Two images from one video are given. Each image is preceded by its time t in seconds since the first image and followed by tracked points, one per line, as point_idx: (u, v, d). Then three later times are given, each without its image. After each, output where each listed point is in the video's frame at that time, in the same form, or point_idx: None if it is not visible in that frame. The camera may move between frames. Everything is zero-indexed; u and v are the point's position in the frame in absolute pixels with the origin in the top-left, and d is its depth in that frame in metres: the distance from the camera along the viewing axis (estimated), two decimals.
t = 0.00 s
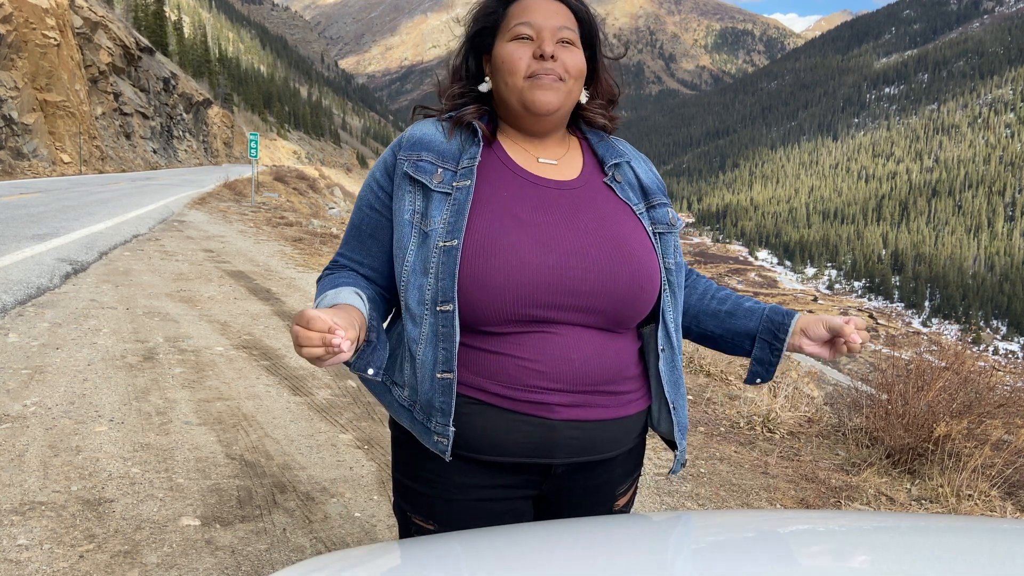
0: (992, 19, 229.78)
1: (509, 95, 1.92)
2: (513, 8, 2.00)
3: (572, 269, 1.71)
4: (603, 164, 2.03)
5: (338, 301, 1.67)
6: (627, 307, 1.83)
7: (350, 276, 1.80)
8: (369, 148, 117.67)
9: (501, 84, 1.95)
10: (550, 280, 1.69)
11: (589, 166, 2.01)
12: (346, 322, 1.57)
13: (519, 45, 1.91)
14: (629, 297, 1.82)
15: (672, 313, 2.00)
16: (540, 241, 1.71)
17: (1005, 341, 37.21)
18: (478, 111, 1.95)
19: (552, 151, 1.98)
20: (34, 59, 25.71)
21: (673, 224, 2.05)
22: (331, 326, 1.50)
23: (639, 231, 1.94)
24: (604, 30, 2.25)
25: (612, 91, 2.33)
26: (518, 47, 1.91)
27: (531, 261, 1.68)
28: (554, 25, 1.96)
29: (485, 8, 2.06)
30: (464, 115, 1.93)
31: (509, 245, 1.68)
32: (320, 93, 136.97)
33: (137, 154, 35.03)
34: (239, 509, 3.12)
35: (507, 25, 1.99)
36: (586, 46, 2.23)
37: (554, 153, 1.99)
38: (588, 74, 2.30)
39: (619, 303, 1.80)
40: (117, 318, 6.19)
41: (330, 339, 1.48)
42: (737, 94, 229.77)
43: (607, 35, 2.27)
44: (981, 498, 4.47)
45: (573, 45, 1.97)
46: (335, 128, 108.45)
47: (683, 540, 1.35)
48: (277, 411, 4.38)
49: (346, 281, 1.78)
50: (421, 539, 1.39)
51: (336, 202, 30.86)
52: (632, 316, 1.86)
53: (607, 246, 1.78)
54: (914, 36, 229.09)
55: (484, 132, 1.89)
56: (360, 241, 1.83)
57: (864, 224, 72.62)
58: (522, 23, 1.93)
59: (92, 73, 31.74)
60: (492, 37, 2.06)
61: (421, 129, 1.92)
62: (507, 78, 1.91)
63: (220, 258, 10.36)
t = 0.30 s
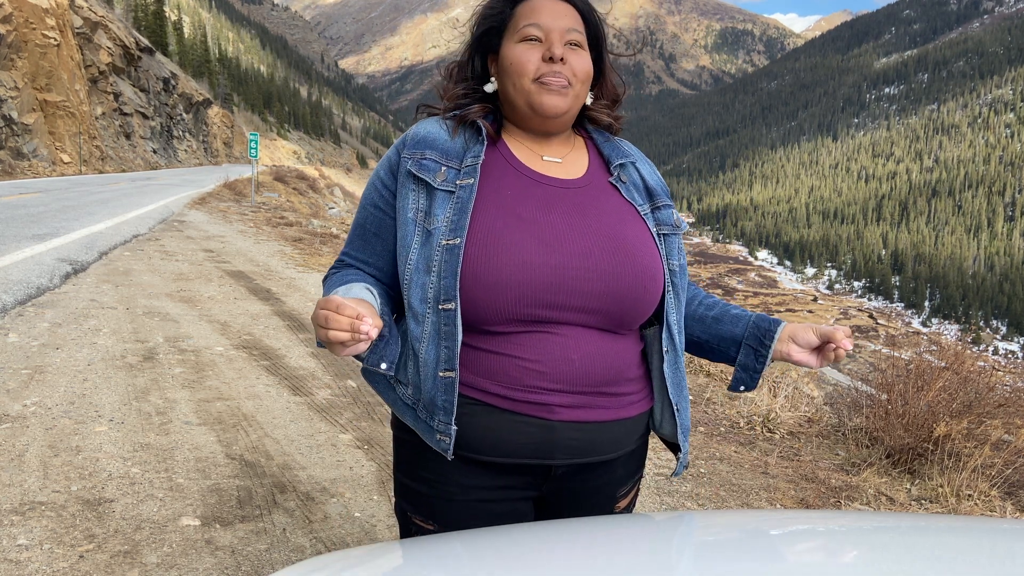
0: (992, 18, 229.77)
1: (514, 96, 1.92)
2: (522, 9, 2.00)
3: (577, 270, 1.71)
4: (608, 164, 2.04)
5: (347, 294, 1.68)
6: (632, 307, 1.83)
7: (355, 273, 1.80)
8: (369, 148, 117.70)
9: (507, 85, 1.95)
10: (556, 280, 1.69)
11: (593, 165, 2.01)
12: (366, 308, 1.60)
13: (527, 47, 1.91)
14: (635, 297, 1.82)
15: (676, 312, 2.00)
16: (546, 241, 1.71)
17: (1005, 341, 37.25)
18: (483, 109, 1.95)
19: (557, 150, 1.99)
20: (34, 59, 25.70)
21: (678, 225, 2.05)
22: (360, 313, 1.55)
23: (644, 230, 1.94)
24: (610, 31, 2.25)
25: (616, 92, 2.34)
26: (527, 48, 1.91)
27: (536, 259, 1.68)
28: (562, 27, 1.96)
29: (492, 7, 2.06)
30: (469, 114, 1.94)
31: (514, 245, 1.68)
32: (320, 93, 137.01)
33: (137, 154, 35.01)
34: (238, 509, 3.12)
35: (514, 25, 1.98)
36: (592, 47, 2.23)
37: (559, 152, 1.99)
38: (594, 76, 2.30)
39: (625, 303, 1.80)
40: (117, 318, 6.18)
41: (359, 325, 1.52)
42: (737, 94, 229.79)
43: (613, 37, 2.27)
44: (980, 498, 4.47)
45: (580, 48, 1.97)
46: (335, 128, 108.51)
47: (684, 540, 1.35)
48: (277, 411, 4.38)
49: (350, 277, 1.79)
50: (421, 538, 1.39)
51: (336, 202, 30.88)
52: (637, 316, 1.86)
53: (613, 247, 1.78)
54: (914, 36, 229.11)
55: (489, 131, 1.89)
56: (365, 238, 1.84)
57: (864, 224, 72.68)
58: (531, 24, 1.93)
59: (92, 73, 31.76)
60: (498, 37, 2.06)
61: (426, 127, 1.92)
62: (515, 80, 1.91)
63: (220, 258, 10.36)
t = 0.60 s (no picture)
0: (992, 19, 229.78)
1: (520, 99, 1.92)
2: (528, 8, 1.99)
3: (581, 272, 1.71)
4: (613, 165, 2.04)
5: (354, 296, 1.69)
6: (637, 310, 1.83)
7: (359, 274, 1.80)
8: (369, 148, 117.66)
9: (513, 86, 1.94)
10: (561, 283, 1.69)
11: (598, 166, 2.02)
12: (371, 311, 1.59)
13: (533, 48, 1.91)
14: (639, 299, 1.82)
15: (680, 314, 2.00)
16: (551, 242, 1.71)
17: (1005, 341, 37.30)
18: (489, 109, 1.95)
19: (562, 151, 2.00)
20: (34, 59, 25.70)
21: (682, 227, 2.06)
22: (365, 318, 1.54)
23: (649, 232, 1.94)
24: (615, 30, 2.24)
25: (621, 92, 2.34)
26: (534, 50, 1.90)
27: (542, 260, 1.68)
28: (569, 26, 1.95)
29: (498, 7, 2.06)
30: (474, 113, 1.93)
31: (519, 247, 1.68)
32: (320, 93, 137.07)
33: (137, 154, 35.01)
34: (238, 509, 3.12)
35: (521, 25, 1.98)
36: (597, 47, 2.23)
37: (564, 152, 2.00)
38: (599, 75, 2.30)
39: (630, 305, 1.80)
40: (117, 318, 6.18)
41: (365, 331, 1.52)
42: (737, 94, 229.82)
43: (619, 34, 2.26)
44: (981, 498, 4.47)
45: (586, 48, 1.97)
46: (335, 128, 108.49)
47: (687, 539, 1.35)
48: (277, 410, 4.38)
49: (354, 277, 1.79)
50: (423, 538, 1.39)
51: (336, 202, 30.88)
52: (641, 317, 1.86)
53: (617, 249, 1.79)
54: (914, 36, 229.15)
55: (494, 131, 1.89)
56: (369, 239, 1.84)
57: (864, 224, 72.69)
58: (537, 24, 1.92)
59: (91, 73, 31.76)
60: (504, 35, 2.05)
61: (430, 127, 1.92)
62: (521, 80, 1.90)
63: (220, 258, 10.36)
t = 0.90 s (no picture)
0: (992, 19, 229.80)
1: (523, 98, 1.92)
2: (533, 7, 1.98)
3: (585, 276, 1.71)
4: (618, 166, 2.04)
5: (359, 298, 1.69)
6: (642, 313, 1.83)
7: (363, 276, 1.80)
8: (369, 147, 117.63)
9: (515, 88, 1.94)
10: (565, 285, 1.69)
11: (603, 167, 2.01)
12: (374, 314, 1.59)
13: (537, 48, 1.90)
14: (644, 301, 1.82)
15: (684, 316, 2.00)
16: (556, 245, 1.71)
17: (1005, 341, 37.34)
18: (492, 111, 1.96)
19: (566, 152, 2.00)
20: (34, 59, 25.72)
21: (687, 228, 2.05)
22: (367, 322, 1.54)
23: (654, 234, 1.94)
24: (620, 30, 2.24)
25: (626, 92, 2.33)
26: (538, 50, 1.90)
27: (546, 263, 1.68)
28: (573, 27, 1.95)
29: (502, 7, 2.06)
30: (478, 114, 1.93)
31: (522, 249, 1.68)
32: (321, 93, 137.13)
33: (137, 154, 35.02)
34: (238, 509, 3.12)
35: (524, 26, 1.98)
36: (601, 47, 2.22)
37: (568, 154, 2.00)
38: (603, 75, 2.30)
39: (634, 307, 1.80)
40: (117, 318, 6.18)
41: (367, 336, 1.52)
42: (737, 94, 229.90)
43: (622, 35, 2.26)
44: (980, 498, 4.47)
45: (590, 49, 1.97)
46: (335, 127, 108.39)
47: (689, 538, 1.36)
48: (277, 411, 4.38)
49: (357, 279, 1.80)
50: (425, 538, 1.39)
51: (336, 202, 30.89)
52: (646, 319, 1.86)
53: (622, 251, 1.78)
54: (914, 36, 229.19)
55: (499, 132, 1.89)
56: (372, 239, 1.84)
57: (864, 223, 72.72)
58: (541, 24, 1.92)
59: (91, 73, 31.76)
60: (508, 36, 2.05)
61: (433, 128, 1.91)
62: (525, 80, 1.90)
63: (220, 258, 10.37)
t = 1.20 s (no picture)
0: (992, 19, 229.80)
1: (525, 98, 1.92)
2: (532, 8, 1.99)
3: (586, 279, 1.70)
4: (620, 166, 2.04)
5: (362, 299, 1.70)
6: (644, 312, 1.83)
7: (364, 278, 1.80)
8: (369, 147, 117.54)
9: (517, 87, 1.94)
10: (566, 286, 1.69)
11: (604, 168, 2.01)
12: (373, 317, 1.59)
13: (539, 47, 1.90)
14: (646, 304, 1.82)
15: (688, 317, 1.99)
16: (559, 246, 1.70)
17: (1005, 341, 37.32)
18: (493, 111, 1.96)
19: (569, 152, 1.99)
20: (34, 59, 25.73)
21: (689, 228, 2.05)
22: (368, 325, 1.54)
23: (656, 234, 1.94)
24: (621, 30, 2.24)
25: (628, 92, 2.34)
26: (539, 49, 1.90)
27: (548, 263, 1.68)
28: (575, 27, 1.95)
29: (503, 8, 2.06)
30: (479, 114, 1.94)
31: (523, 249, 1.68)
32: (321, 93, 137.21)
33: (137, 154, 35.02)
34: (238, 509, 3.12)
35: (527, 26, 1.97)
36: (604, 47, 2.22)
37: (570, 154, 1.99)
38: (605, 75, 2.30)
39: (637, 306, 1.80)
40: (117, 318, 6.18)
41: (368, 337, 1.52)
42: (737, 94, 230.00)
43: (624, 36, 2.26)
44: (980, 498, 4.47)
45: (592, 49, 1.96)
46: (335, 127, 108.31)
47: (690, 539, 1.36)
48: (277, 411, 4.38)
49: (357, 279, 1.79)
50: (425, 539, 1.39)
51: (336, 202, 30.89)
52: (648, 321, 1.86)
53: (624, 252, 1.78)
54: (914, 36, 229.17)
55: (499, 132, 1.89)
56: (372, 241, 1.84)
57: (864, 223, 72.77)
58: (543, 24, 1.92)
59: (91, 72, 31.74)
60: (510, 36, 2.05)
61: (435, 129, 1.92)
62: (527, 80, 1.90)
63: (220, 258, 10.36)
